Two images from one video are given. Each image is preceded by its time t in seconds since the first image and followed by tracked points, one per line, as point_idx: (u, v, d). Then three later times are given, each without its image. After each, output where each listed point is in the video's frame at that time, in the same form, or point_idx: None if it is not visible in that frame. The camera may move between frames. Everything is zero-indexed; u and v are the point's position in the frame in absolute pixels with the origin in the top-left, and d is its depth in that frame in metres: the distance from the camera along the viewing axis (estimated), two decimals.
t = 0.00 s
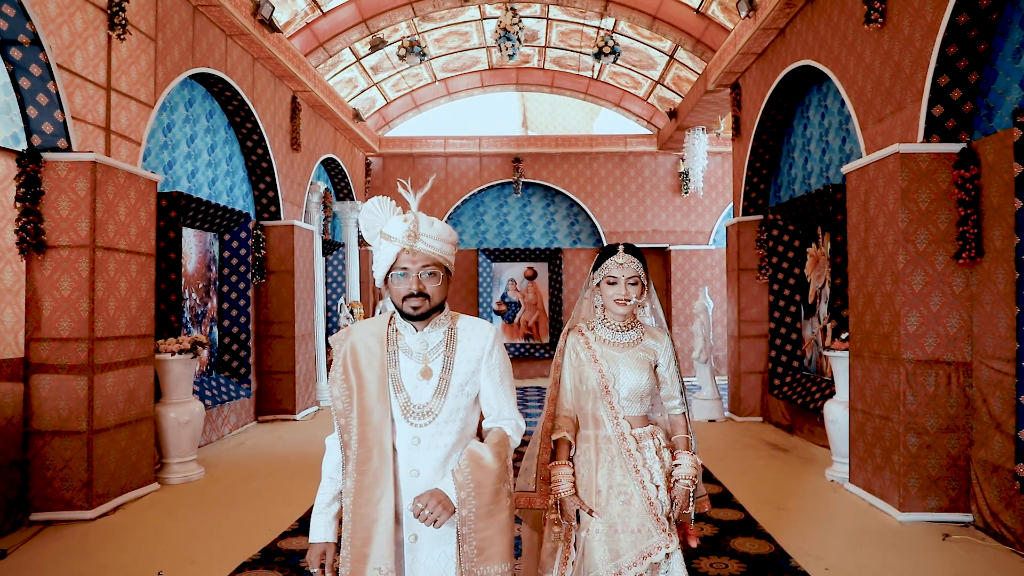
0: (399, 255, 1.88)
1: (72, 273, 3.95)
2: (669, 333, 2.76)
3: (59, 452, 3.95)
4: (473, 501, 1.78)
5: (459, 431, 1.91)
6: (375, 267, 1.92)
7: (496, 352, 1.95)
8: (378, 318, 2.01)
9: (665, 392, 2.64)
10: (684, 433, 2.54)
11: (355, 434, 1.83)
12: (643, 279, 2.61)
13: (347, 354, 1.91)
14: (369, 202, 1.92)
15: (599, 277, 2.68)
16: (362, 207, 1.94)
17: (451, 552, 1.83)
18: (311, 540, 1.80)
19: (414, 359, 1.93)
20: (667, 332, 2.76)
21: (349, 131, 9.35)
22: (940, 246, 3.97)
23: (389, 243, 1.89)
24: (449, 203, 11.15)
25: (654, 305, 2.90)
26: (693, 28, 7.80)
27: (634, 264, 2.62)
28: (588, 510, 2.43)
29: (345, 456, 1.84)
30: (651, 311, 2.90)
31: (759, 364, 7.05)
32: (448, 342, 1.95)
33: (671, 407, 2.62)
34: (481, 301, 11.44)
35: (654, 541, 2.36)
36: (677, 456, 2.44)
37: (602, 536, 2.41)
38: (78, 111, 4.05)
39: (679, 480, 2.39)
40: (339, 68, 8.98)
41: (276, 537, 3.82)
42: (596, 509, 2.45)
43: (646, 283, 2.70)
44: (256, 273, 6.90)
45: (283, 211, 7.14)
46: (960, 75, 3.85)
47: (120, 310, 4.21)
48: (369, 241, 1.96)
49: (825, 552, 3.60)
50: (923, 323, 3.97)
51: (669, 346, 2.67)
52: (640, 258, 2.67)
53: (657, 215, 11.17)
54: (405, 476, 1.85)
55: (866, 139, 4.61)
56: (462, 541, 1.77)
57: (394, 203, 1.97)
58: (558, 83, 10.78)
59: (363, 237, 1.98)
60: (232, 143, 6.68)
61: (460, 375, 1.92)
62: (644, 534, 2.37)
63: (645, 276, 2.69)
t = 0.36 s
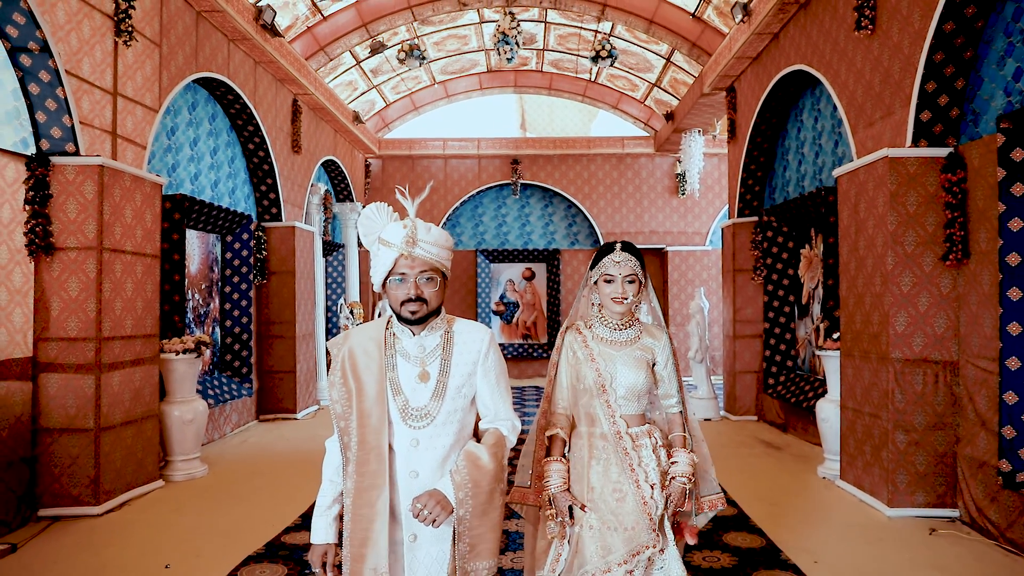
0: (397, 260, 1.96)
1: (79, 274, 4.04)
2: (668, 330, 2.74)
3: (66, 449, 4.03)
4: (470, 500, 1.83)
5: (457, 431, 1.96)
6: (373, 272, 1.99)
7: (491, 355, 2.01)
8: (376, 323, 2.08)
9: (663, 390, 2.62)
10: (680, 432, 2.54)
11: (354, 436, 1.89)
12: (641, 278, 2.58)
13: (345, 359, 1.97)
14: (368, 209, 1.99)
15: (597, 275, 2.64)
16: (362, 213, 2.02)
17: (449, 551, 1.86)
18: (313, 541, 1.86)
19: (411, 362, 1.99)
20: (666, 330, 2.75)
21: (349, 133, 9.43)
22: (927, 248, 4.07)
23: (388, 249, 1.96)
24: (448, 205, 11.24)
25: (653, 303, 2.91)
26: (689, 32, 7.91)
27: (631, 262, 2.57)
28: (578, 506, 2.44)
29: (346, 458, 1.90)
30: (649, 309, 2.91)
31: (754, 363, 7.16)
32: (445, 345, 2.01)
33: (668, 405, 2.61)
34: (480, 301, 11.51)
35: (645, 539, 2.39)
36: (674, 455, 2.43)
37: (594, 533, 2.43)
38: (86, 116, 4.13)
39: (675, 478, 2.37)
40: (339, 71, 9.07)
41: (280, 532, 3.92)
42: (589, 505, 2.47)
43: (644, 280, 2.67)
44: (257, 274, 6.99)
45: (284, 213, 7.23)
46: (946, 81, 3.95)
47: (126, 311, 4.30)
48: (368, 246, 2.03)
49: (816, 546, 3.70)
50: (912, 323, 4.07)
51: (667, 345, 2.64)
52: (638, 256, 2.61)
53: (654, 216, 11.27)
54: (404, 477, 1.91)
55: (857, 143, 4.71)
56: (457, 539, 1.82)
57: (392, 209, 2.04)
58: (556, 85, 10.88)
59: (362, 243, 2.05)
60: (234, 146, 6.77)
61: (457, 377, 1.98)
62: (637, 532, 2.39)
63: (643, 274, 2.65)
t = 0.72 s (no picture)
0: (393, 264, 1.96)
1: (86, 276, 4.11)
2: (663, 334, 2.69)
3: (74, 446, 4.11)
4: (468, 501, 1.84)
5: (454, 432, 1.98)
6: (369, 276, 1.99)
7: (487, 356, 2.05)
8: (371, 328, 2.07)
9: (659, 394, 2.56)
10: (677, 434, 2.49)
11: (353, 439, 1.89)
12: (638, 282, 2.53)
13: (342, 363, 1.96)
14: (362, 214, 2.00)
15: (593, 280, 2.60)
16: (356, 219, 2.02)
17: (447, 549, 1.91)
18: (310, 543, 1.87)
19: (408, 365, 2.00)
20: (661, 333, 2.69)
21: (348, 135, 9.49)
22: (915, 251, 4.18)
23: (384, 253, 1.96)
24: (446, 206, 11.33)
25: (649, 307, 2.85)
26: (685, 36, 8.02)
27: (627, 265, 2.52)
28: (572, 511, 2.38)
29: (345, 460, 1.90)
30: (646, 314, 2.84)
31: (748, 363, 7.26)
32: (441, 348, 2.02)
33: (664, 409, 2.54)
34: (478, 301, 11.58)
35: (643, 545, 2.32)
36: (669, 457, 2.39)
37: (588, 537, 2.36)
38: (92, 120, 4.20)
39: (670, 480, 2.33)
40: (338, 74, 9.15)
41: (284, 527, 4.02)
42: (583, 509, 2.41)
43: (640, 284, 2.62)
44: (258, 275, 7.07)
45: (285, 214, 7.31)
46: (934, 88, 4.06)
47: (131, 311, 4.38)
48: (363, 251, 2.03)
49: (806, 540, 3.80)
50: (900, 324, 4.17)
51: (664, 349, 2.58)
52: (635, 260, 2.57)
53: (651, 217, 11.37)
54: (404, 478, 1.92)
55: (848, 148, 4.81)
56: (453, 538, 1.83)
57: (387, 214, 2.04)
58: (553, 87, 10.98)
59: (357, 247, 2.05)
60: (235, 148, 6.85)
61: (454, 379, 2.00)
62: (633, 537, 2.33)
63: (639, 278, 2.60)
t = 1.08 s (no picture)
0: (390, 261, 2.01)
1: (95, 276, 4.20)
2: (659, 340, 2.71)
3: (83, 444, 4.19)
4: (468, 493, 1.88)
5: (451, 426, 2.03)
6: (367, 273, 2.05)
7: (482, 352, 2.11)
8: (368, 325, 2.12)
9: (656, 399, 2.58)
10: (673, 440, 2.53)
11: (350, 434, 1.94)
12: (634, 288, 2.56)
13: (339, 359, 2.02)
14: (360, 213, 2.05)
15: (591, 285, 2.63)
16: (354, 218, 2.07)
17: (447, 542, 1.94)
18: (309, 540, 1.92)
19: (405, 359, 2.06)
20: (657, 339, 2.72)
21: (349, 136, 9.57)
22: (906, 252, 4.28)
23: (381, 251, 2.01)
24: (446, 207, 11.42)
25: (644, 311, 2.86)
26: (682, 39, 8.10)
27: (624, 270, 2.55)
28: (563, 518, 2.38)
29: (342, 456, 1.95)
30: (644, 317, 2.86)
31: (745, 362, 7.35)
32: (437, 343, 2.08)
33: (662, 415, 2.57)
34: (477, 301, 11.68)
35: (638, 549, 2.34)
36: (666, 462, 2.41)
37: (584, 542, 2.36)
38: (101, 123, 4.27)
39: (666, 485, 2.35)
40: (339, 75, 9.23)
41: (289, 523, 4.11)
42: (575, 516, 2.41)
43: (637, 289, 2.65)
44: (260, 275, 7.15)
45: (287, 215, 7.39)
46: (925, 93, 4.15)
47: (139, 311, 4.46)
48: (361, 249, 2.08)
49: (800, 534, 3.90)
50: (892, 323, 4.26)
51: (660, 354, 2.61)
52: (631, 265, 2.60)
53: (649, 218, 11.46)
54: (402, 471, 1.96)
55: (841, 151, 4.91)
56: (455, 530, 1.87)
57: (384, 213, 2.09)
58: (552, 89, 11.07)
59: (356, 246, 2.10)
60: (238, 150, 6.92)
61: (450, 373, 2.05)
62: (629, 543, 2.34)
63: (635, 283, 2.62)
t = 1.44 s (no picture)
0: (385, 259, 1.98)
1: (99, 277, 4.27)
2: (650, 343, 2.65)
3: (86, 441, 4.26)
4: (463, 486, 1.85)
5: (445, 422, 2.01)
6: (362, 270, 2.02)
7: (474, 350, 2.08)
8: (362, 323, 2.09)
9: (646, 402, 2.51)
10: (663, 444, 2.44)
11: (345, 431, 1.90)
12: (627, 289, 2.50)
13: (334, 357, 1.98)
14: (356, 212, 2.02)
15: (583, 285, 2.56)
16: (350, 215, 2.04)
17: (446, 537, 1.92)
18: (304, 538, 1.88)
19: (400, 356, 2.01)
20: (649, 343, 2.65)
21: (346, 137, 9.66)
22: (892, 254, 4.40)
23: (377, 249, 1.98)
24: (441, 207, 11.52)
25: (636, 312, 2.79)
26: (675, 42, 8.22)
27: (616, 270, 2.49)
28: (551, 522, 2.32)
29: (336, 454, 1.91)
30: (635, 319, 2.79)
31: (736, 361, 7.48)
32: (432, 340, 2.04)
33: (651, 418, 2.49)
34: (472, 301, 11.80)
35: (629, 554, 2.28)
36: (656, 466, 2.33)
37: (575, 543, 2.30)
38: (104, 127, 4.34)
39: (656, 489, 2.28)
40: (336, 78, 9.32)
41: (289, 518, 4.20)
42: (564, 519, 2.35)
43: (628, 290, 2.59)
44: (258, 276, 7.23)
45: (284, 216, 7.46)
46: (909, 99, 4.28)
47: (141, 311, 4.54)
48: (356, 247, 2.05)
49: (792, 529, 3.99)
50: (877, 323, 4.39)
51: (651, 357, 2.55)
52: (623, 265, 2.54)
53: (642, 219, 11.58)
54: (398, 467, 1.93)
55: (829, 155, 5.03)
56: (455, 524, 1.84)
57: (379, 211, 2.06)
58: (547, 91, 11.17)
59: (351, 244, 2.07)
60: (236, 151, 6.99)
61: (445, 369, 2.02)
62: (619, 546, 2.29)
63: (628, 284, 2.56)
